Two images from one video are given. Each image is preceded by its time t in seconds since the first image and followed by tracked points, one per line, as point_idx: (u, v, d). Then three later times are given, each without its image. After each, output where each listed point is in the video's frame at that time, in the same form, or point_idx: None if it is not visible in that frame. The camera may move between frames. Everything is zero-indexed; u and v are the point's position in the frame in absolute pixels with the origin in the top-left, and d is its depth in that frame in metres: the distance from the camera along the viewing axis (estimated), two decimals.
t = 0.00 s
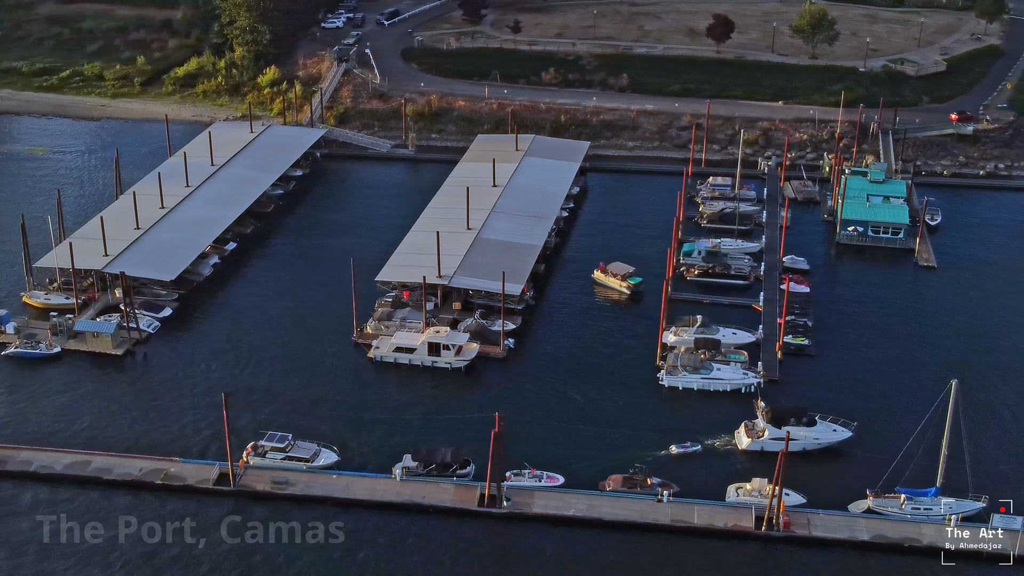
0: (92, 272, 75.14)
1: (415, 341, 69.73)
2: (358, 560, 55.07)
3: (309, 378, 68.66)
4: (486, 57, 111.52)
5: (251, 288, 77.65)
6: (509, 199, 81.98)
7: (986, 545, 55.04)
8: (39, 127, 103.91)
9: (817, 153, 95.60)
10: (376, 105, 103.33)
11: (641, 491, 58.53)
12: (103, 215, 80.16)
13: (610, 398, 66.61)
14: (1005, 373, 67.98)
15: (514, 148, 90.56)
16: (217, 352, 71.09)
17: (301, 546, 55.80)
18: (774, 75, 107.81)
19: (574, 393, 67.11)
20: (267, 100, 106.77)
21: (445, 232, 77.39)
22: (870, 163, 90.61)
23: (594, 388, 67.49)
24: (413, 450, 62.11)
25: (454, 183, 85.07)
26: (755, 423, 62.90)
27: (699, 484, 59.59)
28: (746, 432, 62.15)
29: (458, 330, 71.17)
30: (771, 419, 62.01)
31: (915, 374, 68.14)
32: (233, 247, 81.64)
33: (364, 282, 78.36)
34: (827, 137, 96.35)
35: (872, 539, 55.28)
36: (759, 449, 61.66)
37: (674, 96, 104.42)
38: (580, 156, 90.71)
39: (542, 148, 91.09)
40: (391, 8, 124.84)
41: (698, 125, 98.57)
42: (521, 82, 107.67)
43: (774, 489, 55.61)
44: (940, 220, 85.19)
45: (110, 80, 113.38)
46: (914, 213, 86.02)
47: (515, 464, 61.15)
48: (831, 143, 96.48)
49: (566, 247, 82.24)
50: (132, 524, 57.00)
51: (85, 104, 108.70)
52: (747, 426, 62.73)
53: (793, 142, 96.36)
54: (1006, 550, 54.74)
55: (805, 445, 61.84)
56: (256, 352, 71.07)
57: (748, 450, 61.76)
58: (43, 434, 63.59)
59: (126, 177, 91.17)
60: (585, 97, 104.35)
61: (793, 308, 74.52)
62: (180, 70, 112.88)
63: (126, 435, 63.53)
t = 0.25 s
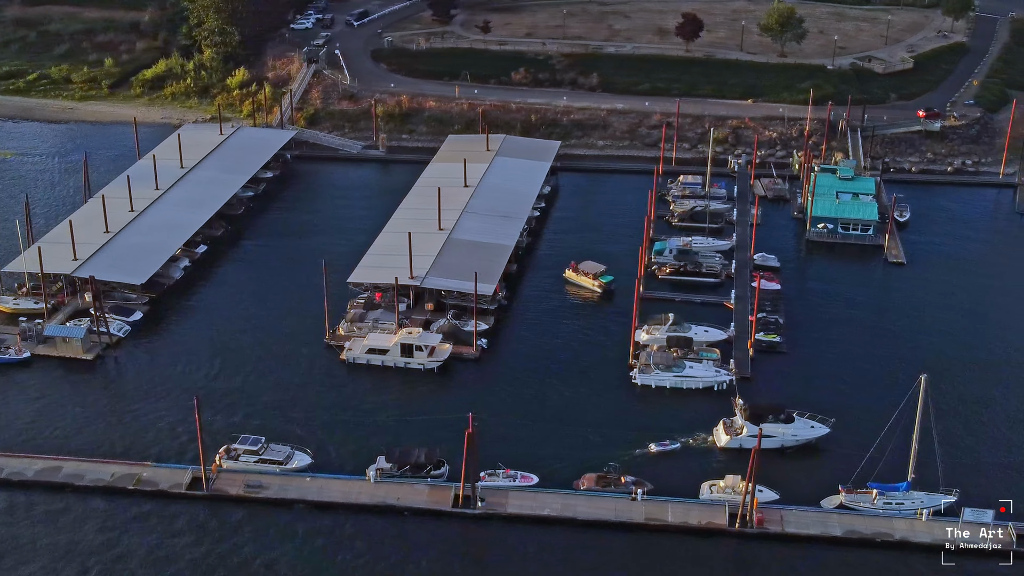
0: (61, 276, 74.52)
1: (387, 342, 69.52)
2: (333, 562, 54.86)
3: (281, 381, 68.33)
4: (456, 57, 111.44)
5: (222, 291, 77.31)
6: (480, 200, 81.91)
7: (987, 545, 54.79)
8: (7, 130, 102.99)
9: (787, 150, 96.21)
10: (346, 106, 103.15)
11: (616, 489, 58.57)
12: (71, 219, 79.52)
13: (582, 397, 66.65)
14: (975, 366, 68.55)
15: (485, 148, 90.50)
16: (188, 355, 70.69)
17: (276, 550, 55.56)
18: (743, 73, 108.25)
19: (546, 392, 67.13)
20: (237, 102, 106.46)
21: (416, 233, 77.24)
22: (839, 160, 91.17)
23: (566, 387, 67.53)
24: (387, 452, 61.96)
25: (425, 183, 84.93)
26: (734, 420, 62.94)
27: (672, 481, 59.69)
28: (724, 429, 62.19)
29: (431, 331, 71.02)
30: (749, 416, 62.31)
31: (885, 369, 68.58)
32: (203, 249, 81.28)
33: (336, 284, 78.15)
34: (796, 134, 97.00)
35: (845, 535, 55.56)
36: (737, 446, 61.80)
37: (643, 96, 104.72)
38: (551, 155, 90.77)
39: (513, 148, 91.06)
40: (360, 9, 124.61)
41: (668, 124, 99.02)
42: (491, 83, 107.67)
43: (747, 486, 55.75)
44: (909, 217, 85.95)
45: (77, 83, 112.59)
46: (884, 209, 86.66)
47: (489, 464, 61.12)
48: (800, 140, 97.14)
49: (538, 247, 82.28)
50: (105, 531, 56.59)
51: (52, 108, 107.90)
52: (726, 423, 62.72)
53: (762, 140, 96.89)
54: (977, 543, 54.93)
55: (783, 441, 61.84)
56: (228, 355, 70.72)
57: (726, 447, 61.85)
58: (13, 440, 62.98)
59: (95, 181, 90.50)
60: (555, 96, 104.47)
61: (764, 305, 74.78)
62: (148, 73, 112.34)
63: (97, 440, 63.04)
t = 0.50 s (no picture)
0: (33, 280, 73.97)
1: (363, 344, 69.35)
2: (311, 565, 54.68)
3: (257, 384, 68.05)
4: (429, 57, 111.38)
5: (197, 294, 77.00)
6: (455, 200, 81.84)
7: (986, 545, 54.83)
8: None
9: (760, 149, 96.68)
10: (319, 107, 102.96)
11: (593, 488, 58.56)
12: (43, 223, 78.94)
13: (558, 396, 66.72)
14: (947, 361, 69.09)
15: (459, 148, 90.46)
16: (163, 359, 70.33)
17: (253, 554, 55.32)
18: (716, 71, 108.62)
19: (522, 392, 67.15)
20: (210, 104, 106.21)
21: (391, 234, 77.09)
22: (812, 158, 91.60)
23: (543, 387, 67.60)
24: (364, 453, 61.79)
25: (399, 184, 84.79)
26: (716, 418, 63.07)
27: (649, 480, 59.81)
28: (706, 427, 62.34)
29: (407, 332, 70.93)
30: (730, 414, 62.40)
31: (859, 365, 68.98)
32: (177, 252, 80.94)
33: (311, 286, 77.93)
34: (769, 133, 97.48)
35: (821, 531, 55.80)
36: (719, 444, 61.92)
37: (617, 95, 104.94)
38: (526, 155, 90.83)
39: (487, 148, 91.04)
40: (332, 10, 124.32)
41: (642, 123, 99.30)
42: (465, 83, 107.63)
43: (723, 484, 55.90)
44: (881, 214, 86.20)
45: (48, 86, 111.92)
46: (857, 207, 87.06)
47: (467, 465, 61.07)
48: (773, 139, 97.63)
49: (513, 246, 82.32)
50: (80, 537, 56.23)
51: (23, 111, 107.17)
52: (707, 422, 62.92)
53: (735, 138, 97.35)
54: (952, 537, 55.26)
55: (764, 439, 62.22)
56: (202, 358, 70.42)
57: (709, 445, 61.97)
58: None
59: (67, 184, 89.92)
60: (529, 96, 104.57)
61: (739, 303, 75.07)
62: (120, 75, 111.91)
63: (71, 446, 62.63)
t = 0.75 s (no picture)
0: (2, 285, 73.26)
1: (336, 345, 69.26)
2: (285, 568, 54.41)
3: (229, 388, 67.71)
4: (399, 58, 111.20)
5: (168, 298, 76.58)
6: (426, 201, 81.74)
7: (986, 545, 54.93)
8: None
9: (730, 147, 97.07)
10: (289, 108, 102.63)
11: (568, 488, 58.67)
12: (11, 227, 78.22)
13: (531, 396, 66.72)
14: (917, 356, 69.57)
15: (430, 148, 90.37)
16: (134, 363, 69.86)
17: (227, 557, 55.00)
18: (686, 70, 108.92)
19: (494, 392, 67.11)
20: (179, 106, 105.78)
21: (363, 235, 76.89)
22: (782, 156, 92.06)
23: (516, 387, 67.58)
24: (337, 456, 61.58)
25: (371, 185, 84.60)
26: (695, 415, 63.14)
27: (623, 479, 59.89)
28: (684, 425, 62.46)
29: (380, 333, 70.81)
30: (709, 411, 62.22)
31: (830, 361, 69.33)
32: (147, 255, 80.50)
33: (282, 288, 77.66)
34: (739, 131, 97.90)
35: (794, 527, 55.98)
36: (698, 442, 62.03)
37: (588, 94, 105.05)
38: (497, 155, 90.84)
39: (459, 148, 90.99)
40: (301, 11, 123.90)
41: (612, 122, 99.48)
42: (436, 83, 107.51)
43: (698, 482, 56.03)
44: (851, 211, 86.73)
45: (15, 89, 110.97)
46: (827, 204, 87.56)
47: (441, 466, 60.96)
48: (743, 137, 98.07)
49: (485, 247, 82.29)
50: (52, 543, 55.75)
51: None
52: (686, 419, 62.95)
53: (706, 136, 97.71)
54: (924, 531, 55.46)
55: (742, 436, 62.43)
56: (174, 362, 70.01)
57: (687, 443, 62.12)
58: None
59: (35, 187, 89.14)
60: (500, 96, 104.58)
61: (711, 301, 75.32)
62: (87, 77, 111.33)
63: (41, 451, 62.06)
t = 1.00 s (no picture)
0: None
1: (312, 347, 69.25)
2: (262, 571, 54.18)
3: (204, 391, 67.41)
4: (373, 59, 111.05)
5: (142, 301, 76.19)
6: (401, 201, 81.67)
7: (986, 545, 54.86)
8: None
9: (704, 145, 97.45)
10: (263, 109, 102.31)
11: (545, 487, 58.66)
12: None
13: (507, 396, 66.69)
14: (892, 352, 70.02)
15: (405, 149, 90.30)
16: (108, 367, 69.45)
17: (204, 561, 54.71)
18: (660, 69, 109.18)
19: (470, 393, 67.08)
20: (152, 108, 105.38)
21: (338, 236, 76.74)
22: (755, 154, 92.50)
23: (492, 387, 67.57)
24: (314, 458, 61.38)
25: (345, 186, 84.45)
26: (676, 413, 63.22)
27: (600, 478, 59.96)
28: (666, 423, 62.49)
29: (356, 335, 70.71)
30: (689, 409, 62.42)
31: (805, 357, 69.66)
32: (121, 258, 80.10)
33: (258, 291, 77.43)
34: (713, 129, 98.31)
35: (771, 523, 56.14)
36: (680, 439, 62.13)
37: (561, 93, 105.21)
38: (471, 155, 90.87)
39: (433, 148, 90.95)
40: (274, 12, 123.51)
41: (586, 121, 99.62)
42: (410, 83, 107.43)
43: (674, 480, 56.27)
44: (824, 208, 87.32)
45: None
46: (801, 202, 87.99)
47: (418, 467, 60.85)
48: (717, 135, 98.47)
49: (461, 247, 82.27)
50: (26, 550, 55.31)
51: None
52: (668, 417, 62.99)
53: (680, 135, 98.06)
54: (900, 526, 55.72)
55: (724, 434, 62.53)
56: (149, 366, 69.65)
57: (669, 441, 62.24)
58: None
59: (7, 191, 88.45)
60: (474, 96, 104.61)
61: (686, 299, 75.54)
62: (59, 80, 110.76)
63: (14, 456, 61.55)
